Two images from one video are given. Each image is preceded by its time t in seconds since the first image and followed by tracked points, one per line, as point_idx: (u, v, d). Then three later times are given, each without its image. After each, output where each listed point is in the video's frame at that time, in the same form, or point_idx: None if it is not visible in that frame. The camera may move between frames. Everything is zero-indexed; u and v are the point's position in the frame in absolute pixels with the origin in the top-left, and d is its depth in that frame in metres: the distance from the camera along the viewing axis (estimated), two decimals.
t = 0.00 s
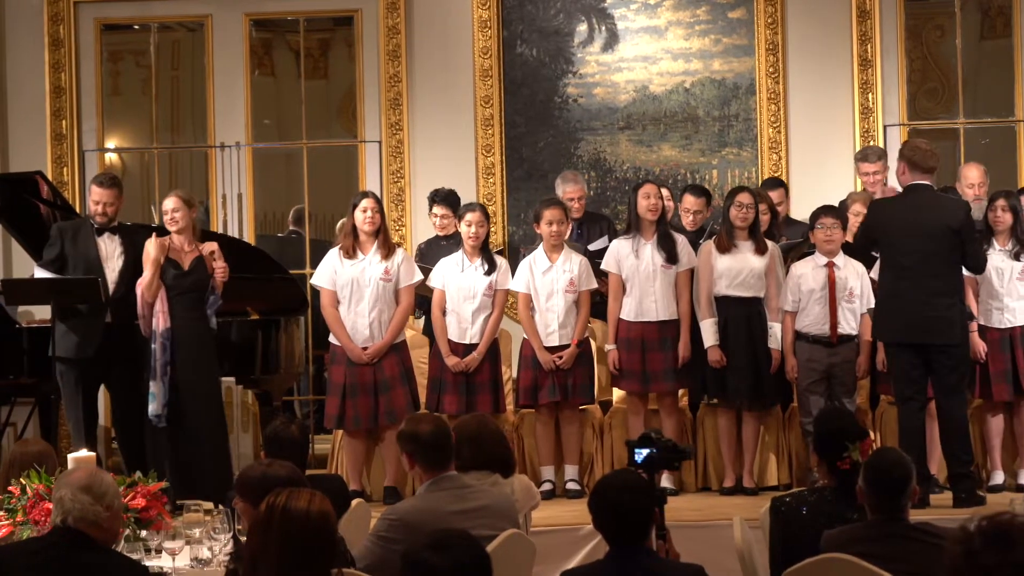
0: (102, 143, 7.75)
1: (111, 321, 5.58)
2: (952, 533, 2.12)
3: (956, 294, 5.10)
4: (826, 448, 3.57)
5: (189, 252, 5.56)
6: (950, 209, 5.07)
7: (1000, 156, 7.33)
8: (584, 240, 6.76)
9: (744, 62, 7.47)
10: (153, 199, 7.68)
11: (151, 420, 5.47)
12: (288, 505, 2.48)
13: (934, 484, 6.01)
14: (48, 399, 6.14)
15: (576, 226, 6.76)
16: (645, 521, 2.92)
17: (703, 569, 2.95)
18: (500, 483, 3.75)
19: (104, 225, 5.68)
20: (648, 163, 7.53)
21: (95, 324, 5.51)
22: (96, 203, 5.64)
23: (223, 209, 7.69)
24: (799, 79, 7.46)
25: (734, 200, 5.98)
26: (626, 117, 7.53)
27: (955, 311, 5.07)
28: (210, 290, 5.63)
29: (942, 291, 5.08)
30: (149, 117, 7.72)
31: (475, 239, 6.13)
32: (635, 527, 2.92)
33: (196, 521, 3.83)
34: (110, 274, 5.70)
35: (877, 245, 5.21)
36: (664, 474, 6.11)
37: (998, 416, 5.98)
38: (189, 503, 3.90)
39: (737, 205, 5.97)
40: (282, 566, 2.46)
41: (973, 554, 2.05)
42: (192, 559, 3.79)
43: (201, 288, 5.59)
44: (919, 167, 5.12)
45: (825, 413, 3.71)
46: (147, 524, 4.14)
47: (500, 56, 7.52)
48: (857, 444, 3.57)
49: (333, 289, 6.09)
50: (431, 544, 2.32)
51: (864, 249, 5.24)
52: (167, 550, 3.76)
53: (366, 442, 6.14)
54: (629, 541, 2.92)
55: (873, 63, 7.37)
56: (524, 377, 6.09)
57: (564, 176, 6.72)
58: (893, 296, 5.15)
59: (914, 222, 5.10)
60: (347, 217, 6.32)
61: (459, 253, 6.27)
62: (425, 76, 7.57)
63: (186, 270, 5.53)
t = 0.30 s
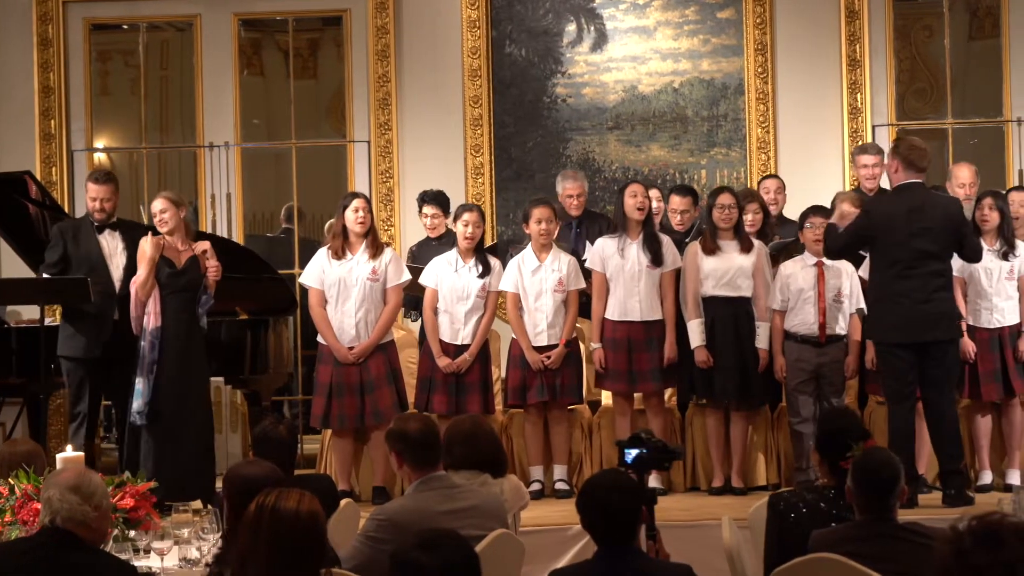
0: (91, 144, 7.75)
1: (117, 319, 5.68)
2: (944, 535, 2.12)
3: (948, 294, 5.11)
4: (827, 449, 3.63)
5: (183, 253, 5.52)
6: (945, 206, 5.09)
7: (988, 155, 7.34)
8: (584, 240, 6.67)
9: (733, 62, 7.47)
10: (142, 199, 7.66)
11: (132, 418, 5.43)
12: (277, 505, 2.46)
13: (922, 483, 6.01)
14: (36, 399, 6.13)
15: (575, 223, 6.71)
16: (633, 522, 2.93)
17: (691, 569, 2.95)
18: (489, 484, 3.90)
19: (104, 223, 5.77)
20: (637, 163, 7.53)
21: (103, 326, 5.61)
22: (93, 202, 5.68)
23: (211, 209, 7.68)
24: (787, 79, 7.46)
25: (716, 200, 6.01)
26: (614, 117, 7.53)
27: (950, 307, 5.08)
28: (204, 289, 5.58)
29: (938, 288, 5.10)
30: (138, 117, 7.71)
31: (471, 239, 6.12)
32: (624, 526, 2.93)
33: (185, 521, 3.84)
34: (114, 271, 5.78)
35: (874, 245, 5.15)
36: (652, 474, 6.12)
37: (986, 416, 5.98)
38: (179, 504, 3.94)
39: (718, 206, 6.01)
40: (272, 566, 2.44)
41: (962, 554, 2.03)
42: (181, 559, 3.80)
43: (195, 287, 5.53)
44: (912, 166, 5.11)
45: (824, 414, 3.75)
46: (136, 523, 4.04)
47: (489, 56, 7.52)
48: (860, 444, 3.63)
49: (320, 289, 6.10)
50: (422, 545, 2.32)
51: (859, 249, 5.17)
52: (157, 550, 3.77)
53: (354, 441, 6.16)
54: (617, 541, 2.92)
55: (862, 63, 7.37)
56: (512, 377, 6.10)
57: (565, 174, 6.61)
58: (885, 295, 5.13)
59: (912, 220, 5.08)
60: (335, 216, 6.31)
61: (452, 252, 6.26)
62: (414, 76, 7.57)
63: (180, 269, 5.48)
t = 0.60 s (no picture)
0: (78, 143, 7.75)
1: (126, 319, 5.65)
2: (932, 535, 2.09)
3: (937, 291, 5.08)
4: (814, 449, 3.69)
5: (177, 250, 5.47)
6: (930, 202, 5.10)
7: (976, 155, 7.35)
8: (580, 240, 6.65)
9: (720, 62, 7.48)
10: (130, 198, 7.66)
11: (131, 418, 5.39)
12: (264, 505, 2.43)
13: (910, 484, 6.02)
14: (23, 399, 6.13)
15: (570, 222, 6.70)
16: (620, 523, 2.92)
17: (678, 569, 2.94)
18: (477, 484, 3.91)
19: (106, 222, 5.76)
20: (625, 163, 7.53)
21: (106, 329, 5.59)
22: (91, 200, 5.73)
23: (199, 209, 7.68)
24: (775, 79, 7.46)
25: (695, 200, 6.05)
26: (603, 117, 7.54)
27: (939, 306, 5.07)
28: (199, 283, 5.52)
29: (928, 287, 5.08)
30: (126, 117, 7.71)
31: (458, 237, 6.11)
32: (610, 523, 2.92)
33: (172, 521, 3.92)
34: (121, 271, 5.73)
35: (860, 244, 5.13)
36: (640, 474, 6.12)
37: (973, 416, 5.99)
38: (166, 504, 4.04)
39: (697, 206, 6.04)
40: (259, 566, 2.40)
41: (952, 554, 1.99)
42: (169, 559, 3.85)
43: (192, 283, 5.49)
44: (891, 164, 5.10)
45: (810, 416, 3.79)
46: (123, 524, 4.06)
47: (477, 56, 7.52)
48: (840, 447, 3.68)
49: (309, 288, 6.10)
50: (407, 544, 2.30)
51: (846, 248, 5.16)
52: (144, 549, 3.84)
53: (343, 442, 6.16)
54: (601, 541, 2.92)
55: (849, 63, 7.38)
56: (501, 377, 6.09)
57: (560, 173, 6.47)
58: (873, 294, 5.11)
59: (898, 216, 5.07)
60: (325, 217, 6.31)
61: (440, 253, 6.26)
62: (403, 76, 7.57)
63: (175, 267, 5.43)
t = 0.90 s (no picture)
0: (64, 144, 7.73)
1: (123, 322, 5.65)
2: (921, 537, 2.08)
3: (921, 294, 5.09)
4: (784, 451, 3.62)
5: (161, 252, 5.51)
6: (906, 207, 5.10)
7: (961, 156, 7.35)
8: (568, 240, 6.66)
9: (706, 64, 7.48)
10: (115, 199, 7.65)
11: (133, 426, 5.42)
12: (250, 508, 2.45)
13: (895, 485, 6.02)
14: (8, 401, 6.13)
15: (557, 225, 6.72)
16: (603, 524, 2.90)
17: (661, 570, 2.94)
18: (462, 485, 3.91)
19: (99, 226, 5.74)
20: (611, 165, 7.54)
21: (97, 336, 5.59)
22: (84, 204, 5.76)
23: (184, 210, 7.68)
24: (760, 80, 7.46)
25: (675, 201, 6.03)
26: (588, 118, 7.55)
27: (924, 308, 5.07)
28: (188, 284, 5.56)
29: (912, 288, 5.09)
30: (111, 118, 7.70)
31: (440, 240, 6.10)
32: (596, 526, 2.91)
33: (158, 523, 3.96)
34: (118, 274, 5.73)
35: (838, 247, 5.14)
36: (626, 475, 6.12)
37: (958, 417, 5.99)
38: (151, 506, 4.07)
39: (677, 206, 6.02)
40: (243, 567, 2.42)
41: (936, 554, 2.07)
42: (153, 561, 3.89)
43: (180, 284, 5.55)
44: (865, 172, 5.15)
45: (784, 417, 3.75)
46: (109, 526, 4.11)
47: (462, 57, 7.52)
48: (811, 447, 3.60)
49: (296, 290, 6.07)
50: (393, 545, 2.32)
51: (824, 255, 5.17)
52: (129, 551, 3.89)
53: (329, 443, 6.15)
54: (584, 542, 2.90)
55: (835, 65, 7.38)
56: (487, 379, 6.09)
57: (547, 177, 6.45)
58: (857, 297, 5.11)
59: (872, 222, 5.10)
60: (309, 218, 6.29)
61: (424, 254, 6.23)
62: (389, 77, 7.56)
63: (161, 271, 5.47)
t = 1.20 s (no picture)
0: (45, 151, 7.71)
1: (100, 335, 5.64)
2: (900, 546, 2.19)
3: (909, 301, 5.09)
4: (753, 458, 3.65)
5: (136, 261, 5.51)
6: (904, 218, 5.11)
7: (942, 164, 7.39)
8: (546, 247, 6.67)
9: (688, 71, 7.48)
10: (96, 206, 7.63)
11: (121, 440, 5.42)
12: (230, 515, 2.51)
13: (877, 492, 6.03)
14: None
15: (535, 232, 6.70)
16: (583, 531, 2.95)
17: None
18: (443, 494, 3.91)
19: (76, 236, 5.77)
20: (593, 172, 7.54)
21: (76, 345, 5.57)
22: (62, 215, 5.78)
23: (167, 217, 7.68)
24: (742, 88, 7.47)
25: (659, 209, 6.08)
26: (570, 126, 7.55)
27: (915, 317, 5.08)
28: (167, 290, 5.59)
29: (902, 299, 5.08)
30: (93, 126, 7.68)
31: (417, 248, 6.11)
32: (573, 532, 2.95)
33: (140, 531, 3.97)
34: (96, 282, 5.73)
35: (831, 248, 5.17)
36: (608, 482, 6.12)
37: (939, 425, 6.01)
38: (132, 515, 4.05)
39: (661, 214, 6.08)
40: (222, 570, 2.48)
41: (917, 561, 2.14)
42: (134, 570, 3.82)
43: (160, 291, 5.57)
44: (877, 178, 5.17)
45: (758, 422, 3.76)
46: (90, 534, 4.13)
47: (445, 64, 7.53)
48: (778, 454, 3.61)
49: (277, 298, 6.07)
50: (376, 553, 2.37)
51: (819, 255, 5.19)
52: (110, 559, 3.92)
53: (310, 450, 6.14)
54: (565, 549, 2.95)
55: (817, 72, 7.39)
56: (469, 386, 6.07)
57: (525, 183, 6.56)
58: (846, 304, 5.13)
59: (872, 225, 5.11)
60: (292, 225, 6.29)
61: (404, 262, 6.24)
62: (371, 84, 7.56)
63: (138, 280, 5.50)
